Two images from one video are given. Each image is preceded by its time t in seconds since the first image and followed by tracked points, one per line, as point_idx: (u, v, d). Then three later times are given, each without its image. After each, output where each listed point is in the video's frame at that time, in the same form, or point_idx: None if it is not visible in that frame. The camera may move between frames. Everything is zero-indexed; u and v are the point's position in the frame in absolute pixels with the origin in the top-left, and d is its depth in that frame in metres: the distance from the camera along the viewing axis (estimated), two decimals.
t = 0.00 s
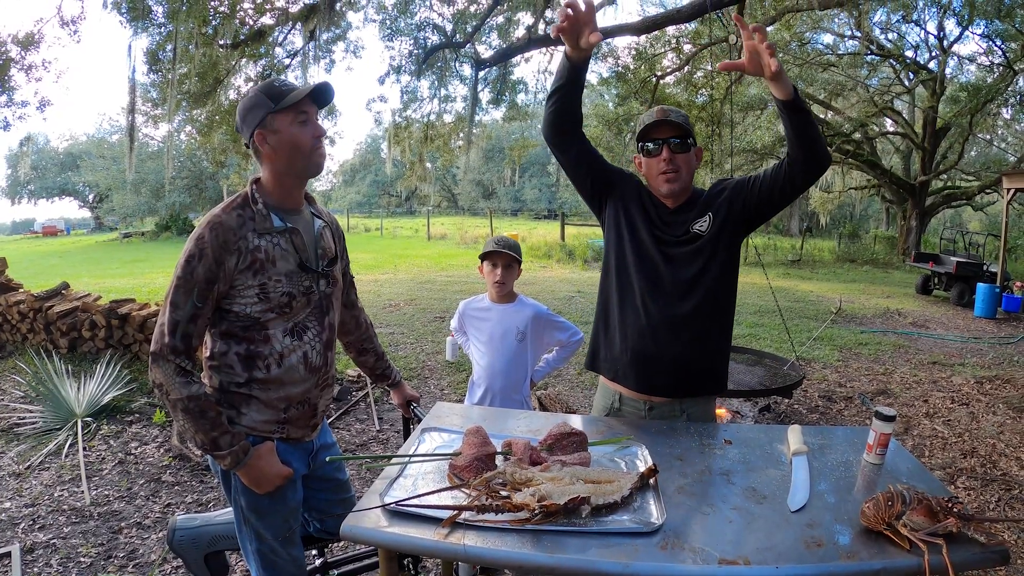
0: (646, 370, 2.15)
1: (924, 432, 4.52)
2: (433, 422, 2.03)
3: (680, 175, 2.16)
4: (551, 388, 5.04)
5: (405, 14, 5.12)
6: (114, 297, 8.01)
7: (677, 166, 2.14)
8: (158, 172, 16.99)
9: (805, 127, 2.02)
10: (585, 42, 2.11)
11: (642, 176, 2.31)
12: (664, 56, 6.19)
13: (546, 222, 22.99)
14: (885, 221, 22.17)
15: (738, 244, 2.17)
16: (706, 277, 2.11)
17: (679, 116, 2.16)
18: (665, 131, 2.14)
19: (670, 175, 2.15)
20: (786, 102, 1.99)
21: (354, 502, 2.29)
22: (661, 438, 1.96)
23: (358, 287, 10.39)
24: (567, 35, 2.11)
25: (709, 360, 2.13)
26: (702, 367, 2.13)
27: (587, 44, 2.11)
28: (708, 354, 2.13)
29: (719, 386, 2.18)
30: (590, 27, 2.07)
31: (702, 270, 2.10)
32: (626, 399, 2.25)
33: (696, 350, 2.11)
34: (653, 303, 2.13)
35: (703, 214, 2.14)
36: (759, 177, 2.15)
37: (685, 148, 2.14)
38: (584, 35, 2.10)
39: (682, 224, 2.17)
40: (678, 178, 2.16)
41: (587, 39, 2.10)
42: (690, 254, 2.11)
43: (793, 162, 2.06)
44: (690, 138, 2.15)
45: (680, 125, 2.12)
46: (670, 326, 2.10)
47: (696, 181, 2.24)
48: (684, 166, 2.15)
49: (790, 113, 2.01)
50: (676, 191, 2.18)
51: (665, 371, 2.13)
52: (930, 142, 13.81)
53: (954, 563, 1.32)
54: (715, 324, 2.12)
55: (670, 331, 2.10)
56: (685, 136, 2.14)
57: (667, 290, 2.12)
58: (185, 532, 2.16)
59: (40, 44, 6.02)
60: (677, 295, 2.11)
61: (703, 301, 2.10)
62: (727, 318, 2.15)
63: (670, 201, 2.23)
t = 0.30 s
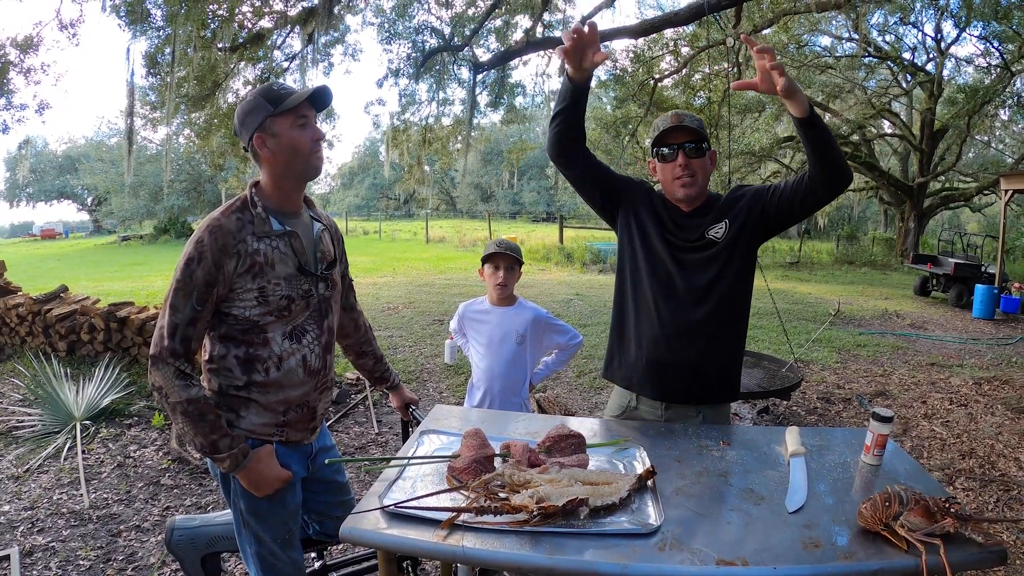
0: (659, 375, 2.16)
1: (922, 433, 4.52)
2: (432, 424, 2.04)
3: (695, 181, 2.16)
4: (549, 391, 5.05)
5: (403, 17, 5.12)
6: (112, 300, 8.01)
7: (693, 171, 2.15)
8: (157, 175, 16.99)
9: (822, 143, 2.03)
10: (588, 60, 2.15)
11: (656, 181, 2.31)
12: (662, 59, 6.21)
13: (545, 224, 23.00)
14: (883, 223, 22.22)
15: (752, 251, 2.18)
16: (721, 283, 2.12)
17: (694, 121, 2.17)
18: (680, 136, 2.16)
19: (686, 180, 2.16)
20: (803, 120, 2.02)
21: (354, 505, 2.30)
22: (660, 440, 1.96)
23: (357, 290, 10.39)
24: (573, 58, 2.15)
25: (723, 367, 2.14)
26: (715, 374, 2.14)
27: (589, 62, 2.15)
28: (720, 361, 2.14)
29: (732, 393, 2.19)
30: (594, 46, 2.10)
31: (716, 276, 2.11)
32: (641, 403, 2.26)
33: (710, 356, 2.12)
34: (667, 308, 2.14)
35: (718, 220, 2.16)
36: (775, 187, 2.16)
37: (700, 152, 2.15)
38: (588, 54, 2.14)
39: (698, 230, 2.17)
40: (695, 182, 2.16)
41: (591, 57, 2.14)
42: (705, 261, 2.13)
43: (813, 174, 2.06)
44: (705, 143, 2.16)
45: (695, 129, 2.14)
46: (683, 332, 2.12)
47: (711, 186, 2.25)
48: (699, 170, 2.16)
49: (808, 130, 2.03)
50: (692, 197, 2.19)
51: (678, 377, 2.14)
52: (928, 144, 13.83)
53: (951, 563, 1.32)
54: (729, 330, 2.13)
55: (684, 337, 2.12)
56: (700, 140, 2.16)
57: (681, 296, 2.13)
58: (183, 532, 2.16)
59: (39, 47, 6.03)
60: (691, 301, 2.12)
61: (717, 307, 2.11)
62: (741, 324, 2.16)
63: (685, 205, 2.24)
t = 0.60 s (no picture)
0: (665, 381, 2.20)
1: (920, 431, 4.53)
2: (430, 424, 2.04)
3: (706, 202, 2.15)
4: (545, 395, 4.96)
5: (400, 17, 5.11)
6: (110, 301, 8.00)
7: (701, 196, 2.13)
8: (154, 176, 16.95)
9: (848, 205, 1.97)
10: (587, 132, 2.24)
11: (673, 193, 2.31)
12: (659, 59, 6.22)
13: (543, 224, 23.01)
14: (880, 221, 22.27)
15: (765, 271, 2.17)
16: (730, 299, 2.13)
17: (699, 143, 2.07)
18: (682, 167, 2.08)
19: (696, 204, 2.15)
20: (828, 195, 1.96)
21: (353, 506, 2.30)
22: (659, 439, 1.97)
23: (355, 290, 10.40)
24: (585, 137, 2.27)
25: (730, 379, 2.17)
26: (717, 389, 2.17)
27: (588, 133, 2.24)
28: (726, 374, 2.16)
29: (731, 407, 2.23)
30: (590, 121, 2.20)
31: (726, 293, 2.12)
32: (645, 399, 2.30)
33: (713, 371, 2.15)
34: (674, 315, 2.17)
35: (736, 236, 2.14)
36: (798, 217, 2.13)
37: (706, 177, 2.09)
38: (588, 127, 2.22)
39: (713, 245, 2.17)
40: (705, 205, 2.15)
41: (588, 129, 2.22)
42: (716, 276, 2.13)
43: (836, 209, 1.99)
44: (711, 165, 2.07)
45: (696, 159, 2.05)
46: (690, 343, 2.15)
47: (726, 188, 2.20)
48: (708, 191, 2.12)
49: (834, 200, 1.98)
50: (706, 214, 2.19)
51: (682, 386, 2.18)
52: (925, 142, 13.84)
53: (949, 561, 1.32)
54: (737, 348, 2.15)
55: (691, 349, 2.15)
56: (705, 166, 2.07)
57: (690, 307, 2.15)
58: (183, 534, 2.15)
59: (36, 48, 6.02)
60: (699, 313, 2.13)
61: (723, 323, 2.13)
62: (751, 342, 2.17)
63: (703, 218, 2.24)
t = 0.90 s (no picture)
0: (667, 388, 2.26)
1: (922, 430, 4.53)
2: (432, 422, 2.04)
3: (718, 196, 2.16)
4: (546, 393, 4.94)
5: (402, 14, 5.11)
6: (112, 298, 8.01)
7: (716, 188, 2.14)
8: (155, 173, 16.95)
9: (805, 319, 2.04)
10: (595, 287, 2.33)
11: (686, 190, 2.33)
12: (661, 56, 6.23)
13: (544, 222, 23.00)
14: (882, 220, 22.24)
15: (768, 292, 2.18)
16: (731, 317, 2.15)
17: (723, 132, 2.10)
18: (704, 153, 2.11)
19: (709, 196, 2.16)
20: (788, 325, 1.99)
21: (354, 504, 2.30)
22: (661, 436, 1.97)
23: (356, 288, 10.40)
24: (596, 277, 2.40)
25: (729, 389, 2.22)
26: (716, 398, 2.22)
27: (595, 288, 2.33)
28: (726, 385, 2.21)
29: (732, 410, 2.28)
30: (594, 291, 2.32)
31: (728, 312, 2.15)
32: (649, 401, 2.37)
33: (711, 382, 2.20)
34: (675, 326, 2.22)
35: (739, 259, 2.14)
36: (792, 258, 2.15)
37: (724, 169, 2.12)
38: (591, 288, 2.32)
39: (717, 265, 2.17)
40: (717, 199, 2.16)
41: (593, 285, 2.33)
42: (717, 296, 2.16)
43: (795, 328, 2.00)
44: (731, 159, 2.11)
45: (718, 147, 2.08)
46: (690, 353, 2.21)
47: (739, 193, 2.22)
48: (723, 185, 2.14)
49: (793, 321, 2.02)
50: (716, 210, 2.19)
51: (682, 394, 2.24)
52: (927, 141, 13.83)
53: (952, 559, 1.32)
54: (738, 360, 2.18)
55: (690, 359, 2.20)
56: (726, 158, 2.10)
57: (690, 319, 2.20)
58: (185, 532, 2.16)
59: (37, 45, 6.02)
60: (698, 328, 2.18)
61: (721, 339, 2.17)
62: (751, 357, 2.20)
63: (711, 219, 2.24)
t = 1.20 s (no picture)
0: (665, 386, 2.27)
1: (921, 427, 4.53)
2: (432, 418, 2.04)
3: (724, 186, 2.14)
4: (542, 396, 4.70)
5: (401, 11, 5.09)
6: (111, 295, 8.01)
7: (723, 176, 2.14)
8: (154, 171, 16.92)
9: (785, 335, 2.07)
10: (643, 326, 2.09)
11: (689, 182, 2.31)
12: (660, 53, 6.22)
13: (544, 219, 22.99)
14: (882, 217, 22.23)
15: (768, 291, 2.17)
16: (729, 318, 2.15)
17: (734, 122, 2.11)
18: (715, 141, 2.11)
19: (715, 185, 2.14)
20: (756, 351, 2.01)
21: (354, 500, 2.29)
22: (660, 432, 1.97)
23: (356, 285, 10.39)
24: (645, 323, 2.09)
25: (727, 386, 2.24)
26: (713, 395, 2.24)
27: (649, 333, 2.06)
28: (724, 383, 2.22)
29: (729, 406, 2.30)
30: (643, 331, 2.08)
31: (726, 314, 2.15)
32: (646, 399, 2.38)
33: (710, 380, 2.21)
34: (675, 326, 2.23)
35: (736, 260, 2.13)
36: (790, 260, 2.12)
37: (732, 158, 2.13)
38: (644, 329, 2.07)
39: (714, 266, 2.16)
40: (723, 188, 2.14)
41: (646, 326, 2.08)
42: (715, 297, 2.16)
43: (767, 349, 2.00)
44: (741, 149, 2.11)
45: (730, 134, 2.08)
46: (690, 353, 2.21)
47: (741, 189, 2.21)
48: (729, 176, 2.14)
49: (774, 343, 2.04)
50: (719, 201, 2.17)
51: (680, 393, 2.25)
52: (927, 138, 13.82)
53: (952, 556, 1.32)
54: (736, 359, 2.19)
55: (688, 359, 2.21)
56: (735, 148, 2.11)
57: (688, 320, 2.20)
58: (184, 528, 2.16)
59: (36, 42, 6.01)
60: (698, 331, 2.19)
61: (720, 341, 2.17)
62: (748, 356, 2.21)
63: (713, 210, 2.22)
